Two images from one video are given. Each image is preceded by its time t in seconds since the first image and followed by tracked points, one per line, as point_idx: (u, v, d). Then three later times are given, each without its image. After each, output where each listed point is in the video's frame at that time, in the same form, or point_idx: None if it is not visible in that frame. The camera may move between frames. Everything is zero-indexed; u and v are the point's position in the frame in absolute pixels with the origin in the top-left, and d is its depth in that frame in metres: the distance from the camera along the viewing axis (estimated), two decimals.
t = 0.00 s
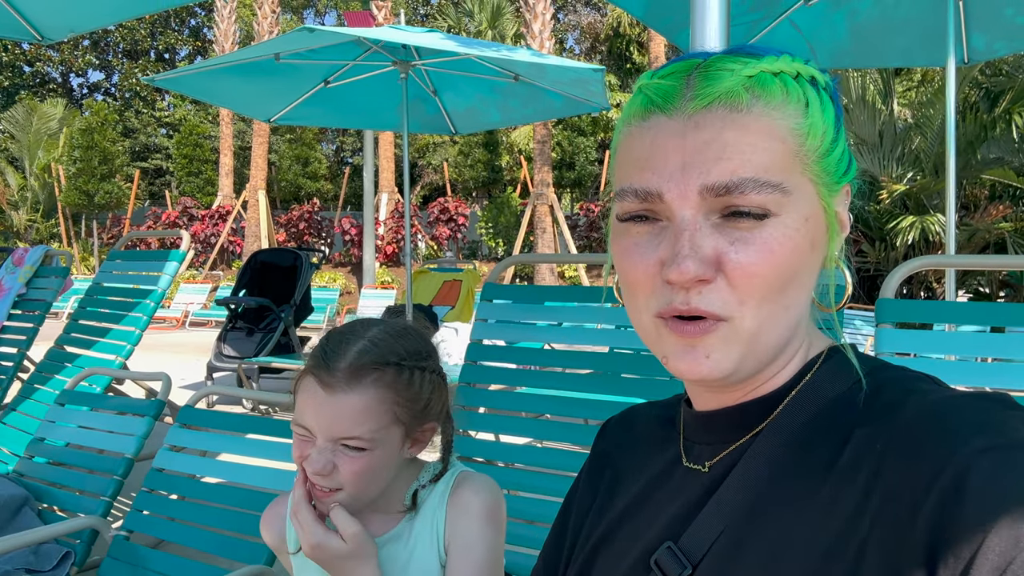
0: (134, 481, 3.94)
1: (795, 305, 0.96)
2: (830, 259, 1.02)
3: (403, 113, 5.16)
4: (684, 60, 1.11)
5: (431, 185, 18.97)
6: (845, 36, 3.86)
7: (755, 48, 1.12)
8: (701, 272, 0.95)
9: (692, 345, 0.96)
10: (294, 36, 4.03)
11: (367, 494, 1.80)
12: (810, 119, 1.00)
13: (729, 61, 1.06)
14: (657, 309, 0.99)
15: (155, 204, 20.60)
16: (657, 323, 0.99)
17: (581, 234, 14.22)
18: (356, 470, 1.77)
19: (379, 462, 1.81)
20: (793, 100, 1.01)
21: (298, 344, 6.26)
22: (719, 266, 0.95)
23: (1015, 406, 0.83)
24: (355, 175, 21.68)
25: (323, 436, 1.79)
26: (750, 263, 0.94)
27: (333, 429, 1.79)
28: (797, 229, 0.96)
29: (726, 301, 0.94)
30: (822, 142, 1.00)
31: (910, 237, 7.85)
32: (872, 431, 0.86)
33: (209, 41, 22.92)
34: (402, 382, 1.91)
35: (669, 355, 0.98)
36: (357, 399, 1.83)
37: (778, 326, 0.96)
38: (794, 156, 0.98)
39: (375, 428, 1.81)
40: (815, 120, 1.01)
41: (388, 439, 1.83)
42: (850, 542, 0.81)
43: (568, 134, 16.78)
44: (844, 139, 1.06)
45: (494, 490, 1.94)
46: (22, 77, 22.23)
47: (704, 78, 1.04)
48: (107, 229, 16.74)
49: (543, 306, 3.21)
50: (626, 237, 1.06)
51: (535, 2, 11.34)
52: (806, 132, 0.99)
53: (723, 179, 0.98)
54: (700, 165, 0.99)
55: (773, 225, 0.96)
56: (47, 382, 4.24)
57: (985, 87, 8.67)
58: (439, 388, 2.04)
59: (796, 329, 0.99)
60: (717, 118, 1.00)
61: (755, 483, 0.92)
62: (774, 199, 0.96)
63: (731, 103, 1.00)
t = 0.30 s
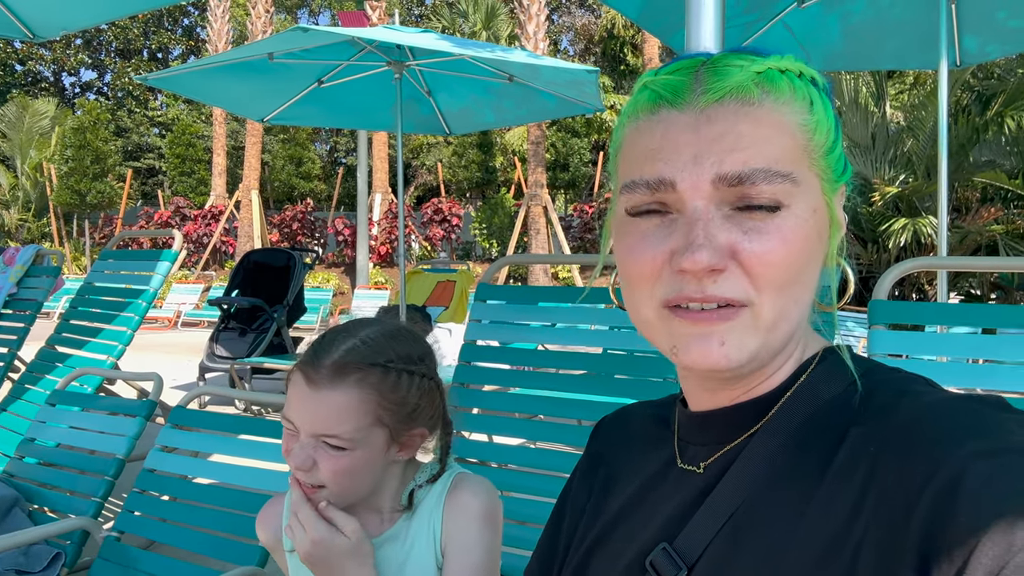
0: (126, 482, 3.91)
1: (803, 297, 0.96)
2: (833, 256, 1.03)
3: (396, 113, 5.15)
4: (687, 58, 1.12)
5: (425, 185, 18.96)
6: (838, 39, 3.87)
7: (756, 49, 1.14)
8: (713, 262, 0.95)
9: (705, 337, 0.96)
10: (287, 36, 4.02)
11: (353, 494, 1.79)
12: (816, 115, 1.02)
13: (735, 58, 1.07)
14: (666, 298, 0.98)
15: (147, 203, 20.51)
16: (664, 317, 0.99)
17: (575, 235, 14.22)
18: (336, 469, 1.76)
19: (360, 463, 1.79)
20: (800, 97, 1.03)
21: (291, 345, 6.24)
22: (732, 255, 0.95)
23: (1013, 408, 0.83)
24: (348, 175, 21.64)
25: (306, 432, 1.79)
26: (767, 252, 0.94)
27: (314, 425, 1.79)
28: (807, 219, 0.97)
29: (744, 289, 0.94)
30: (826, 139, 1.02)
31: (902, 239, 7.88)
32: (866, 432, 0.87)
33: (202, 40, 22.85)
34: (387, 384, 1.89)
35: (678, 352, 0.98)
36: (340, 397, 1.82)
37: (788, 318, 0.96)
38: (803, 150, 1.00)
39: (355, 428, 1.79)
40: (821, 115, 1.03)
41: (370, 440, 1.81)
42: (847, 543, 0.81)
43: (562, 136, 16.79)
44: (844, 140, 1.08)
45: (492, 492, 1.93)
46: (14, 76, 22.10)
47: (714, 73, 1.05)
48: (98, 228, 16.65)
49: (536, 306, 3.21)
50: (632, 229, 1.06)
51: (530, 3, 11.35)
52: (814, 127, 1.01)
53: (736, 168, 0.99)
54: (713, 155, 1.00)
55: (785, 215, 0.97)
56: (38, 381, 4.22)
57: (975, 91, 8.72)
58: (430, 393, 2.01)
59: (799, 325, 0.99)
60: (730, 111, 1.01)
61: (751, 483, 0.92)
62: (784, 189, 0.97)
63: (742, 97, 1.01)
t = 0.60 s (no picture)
0: (119, 481, 3.89)
1: (804, 291, 0.95)
2: (829, 250, 1.03)
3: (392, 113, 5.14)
4: (680, 56, 1.13)
5: (420, 185, 18.96)
6: (834, 40, 3.88)
7: (746, 46, 1.15)
8: (711, 256, 0.95)
9: (707, 332, 0.95)
10: (283, 34, 4.01)
11: (344, 489, 1.79)
12: (808, 108, 1.03)
13: (726, 54, 1.08)
14: (663, 292, 0.99)
15: (141, 203, 20.43)
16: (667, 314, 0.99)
17: (570, 236, 14.22)
18: (325, 465, 1.76)
19: (350, 459, 1.78)
20: (792, 90, 1.03)
21: (285, 345, 6.22)
22: (729, 250, 0.95)
23: (1013, 405, 0.83)
24: (343, 176, 21.61)
25: (298, 426, 1.79)
26: (765, 246, 0.94)
27: (305, 420, 1.79)
28: (804, 212, 0.97)
29: (744, 284, 0.93)
30: (819, 131, 1.03)
31: (896, 240, 7.91)
32: (868, 427, 0.87)
33: (197, 39, 22.78)
34: (379, 381, 1.87)
35: (681, 349, 0.98)
36: (331, 393, 1.81)
37: (790, 311, 0.95)
38: (797, 143, 1.00)
39: (345, 425, 1.79)
40: (813, 108, 1.03)
41: (360, 437, 1.80)
42: (849, 538, 0.81)
43: (558, 137, 16.80)
44: (837, 132, 1.09)
45: (483, 490, 1.93)
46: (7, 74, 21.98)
47: (704, 69, 1.05)
48: (92, 228, 16.58)
49: (532, 305, 3.20)
50: (628, 227, 1.06)
51: (526, 3, 11.34)
52: (806, 120, 1.02)
53: (734, 160, 0.99)
54: (708, 150, 1.00)
55: (782, 209, 0.96)
56: (31, 380, 4.20)
57: (969, 94, 8.60)
58: (424, 391, 1.99)
59: (798, 322, 0.99)
60: (722, 106, 1.01)
61: (752, 480, 0.92)
62: (782, 182, 0.97)
63: (734, 91, 1.02)
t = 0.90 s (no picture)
0: (115, 482, 3.88)
1: (804, 290, 0.95)
2: (830, 248, 1.02)
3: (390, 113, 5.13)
4: (679, 56, 1.13)
5: (418, 186, 18.96)
6: (831, 43, 3.88)
7: (745, 46, 1.14)
8: (713, 256, 0.94)
9: (708, 333, 0.94)
10: (280, 34, 4.00)
11: (336, 490, 1.78)
12: (807, 106, 1.02)
13: (724, 53, 1.07)
14: (668, 298, 0.97)
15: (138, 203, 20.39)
16: (668, 315, 0.97)
17: (567, 237, 14.23)
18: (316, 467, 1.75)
19: (340, 462, 1.77)
20: (790, 88, 1.03)
21: (281, 345, 6.21)
22: (731, 249, 0.94)
23: (1016, 405, 0.83)
24: (340, 176, 21.58)
25: (290, 429, 1.79)
26: (764, 245, 0.93)
27: (297, 422, 1.78)
28: (804, 210, 0.97)
29: (744, 284, 0.93)
30: (817, 129, 1.02)
31: (892, 242, 7.92)
32: (872, 427, 0.86)
33: (194, 39, 22.73)
34: (371, 384, 1.86)
35: (681, 347, 0.97)
36: (323, 395, 1.80)
37: (792, 309, 0.95)
38: (796, 140, 1.00)
39: (336, 428, 1.77)
40: (811, 106, 1.03)
41: (352, 440, 1.79)
42: (853, 539, 0.80)
43: (555, 138, 16.79)
44: (836, 130, 1.08)
45: (479, 491, 1.92)
46: (3, 74, 21.93)
47: (702, 68, 1.05)
48: (89, 227, 16.52)
49: (530, 306, 3.19)
50: (628, 226, 1.05)
51: (523, 4, 11.32)
52: (805, 117, 1.01)
53: (734, 157, 0.99)
54: (708, 147, 1.00)
55: (781, 206, 0.96)
56: (26, 380, 4.17)
57: (968, 96, 8.67)
58: (419, 394, 1.97)
59: (799, 322, 0.98)
60: (721, 103, 1.01)
61: (755, 480, 0.92)
62: (782, 179, 0.97)
63: (732, 89, 1.02)
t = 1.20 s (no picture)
0: (114, 481, 3.88)
1: (797, 286, 0.96)
2: (823, 245, 1.02)
3: (390, 113, 5.14)
4: (669, 58, 1.13)
5: (417, 185, 18.97)
6: (830, 44, 3.89)
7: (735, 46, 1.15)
8: (705, 251, 0.95)
9: (704, 328, 0.95)
10: (280, 33, 4.00)
11: (338, 490, 1.78)
12: (796, 103, 1.03)
13: (712, 54, 1.08)
14: (661, 295, 0.98)
15: (137, 202, 20.39)
16: (661, 311, 0.99)
17: (567, 236, 14.23)
18: (319, 467, 1.76)
19: (343, 462, 1.78)
20: (778, 87, 1.03)
21: (281, 344, 6.21)
22: (723, 245, 0.95)
23: (1010, 403, 0.83)
24: (340, 175, 21.58)
25: (293, 429, 1.79)
26: (758, 240, 0.94)
27: (300, 422, 1.79)
28: (795, 206, 0.97)
29: (737, 279, 0.93)
30: (807, 126, 1.03)
31: (891, 243, 7.94)
32: (868, 427, 0.87)
33: (194, 38, 22.72)
34: (373, 384, 1.86)
35: (676, 347, 0.98)
36: (325, 396, 1.81)
37: (788, 306, 0.95)
38: (785, 137, 1.00)
39: (339, 429, 1.78)
40: (800, 103, 1.03)
41: (356, 440, 1.79)
42: (849, 538, 0.81)
43: (554, 137, 16.79)
44: (826, 126, 1.09)
45: (480, 491, 1.93)
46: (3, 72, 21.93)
47: (691, 69, 1.06)
48: (88, 226, 16.52)
49: (529, 306, 3.20)
50: (622, 226, 1.06)
51: (523, 4, 11.33)
52: (794, 114, 1.02)
53: (724, 154, 0.99)
54: (697, 146, 1.00)
55: (773, 203, 0.97)
56: (26, 378, 4.18)
57: (967, 97, 8.70)
58: (421, 394, 1.97)
59: (793, 317, 0.99)
60: (710, 103, 1.02)
61: (753, 480, 0.92)
62: (772, 175, 0.97)
63: (721, 88, 1.02)
